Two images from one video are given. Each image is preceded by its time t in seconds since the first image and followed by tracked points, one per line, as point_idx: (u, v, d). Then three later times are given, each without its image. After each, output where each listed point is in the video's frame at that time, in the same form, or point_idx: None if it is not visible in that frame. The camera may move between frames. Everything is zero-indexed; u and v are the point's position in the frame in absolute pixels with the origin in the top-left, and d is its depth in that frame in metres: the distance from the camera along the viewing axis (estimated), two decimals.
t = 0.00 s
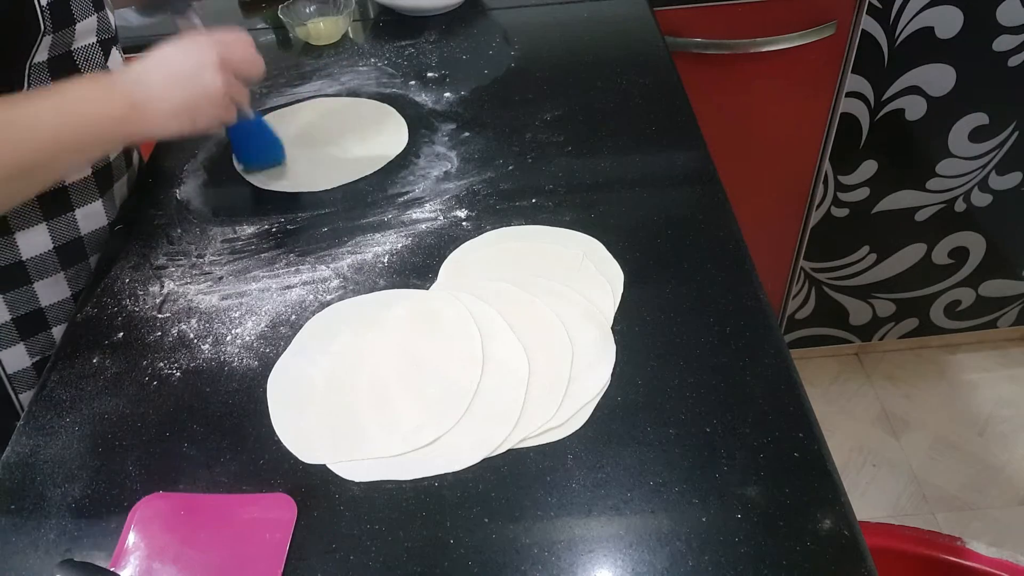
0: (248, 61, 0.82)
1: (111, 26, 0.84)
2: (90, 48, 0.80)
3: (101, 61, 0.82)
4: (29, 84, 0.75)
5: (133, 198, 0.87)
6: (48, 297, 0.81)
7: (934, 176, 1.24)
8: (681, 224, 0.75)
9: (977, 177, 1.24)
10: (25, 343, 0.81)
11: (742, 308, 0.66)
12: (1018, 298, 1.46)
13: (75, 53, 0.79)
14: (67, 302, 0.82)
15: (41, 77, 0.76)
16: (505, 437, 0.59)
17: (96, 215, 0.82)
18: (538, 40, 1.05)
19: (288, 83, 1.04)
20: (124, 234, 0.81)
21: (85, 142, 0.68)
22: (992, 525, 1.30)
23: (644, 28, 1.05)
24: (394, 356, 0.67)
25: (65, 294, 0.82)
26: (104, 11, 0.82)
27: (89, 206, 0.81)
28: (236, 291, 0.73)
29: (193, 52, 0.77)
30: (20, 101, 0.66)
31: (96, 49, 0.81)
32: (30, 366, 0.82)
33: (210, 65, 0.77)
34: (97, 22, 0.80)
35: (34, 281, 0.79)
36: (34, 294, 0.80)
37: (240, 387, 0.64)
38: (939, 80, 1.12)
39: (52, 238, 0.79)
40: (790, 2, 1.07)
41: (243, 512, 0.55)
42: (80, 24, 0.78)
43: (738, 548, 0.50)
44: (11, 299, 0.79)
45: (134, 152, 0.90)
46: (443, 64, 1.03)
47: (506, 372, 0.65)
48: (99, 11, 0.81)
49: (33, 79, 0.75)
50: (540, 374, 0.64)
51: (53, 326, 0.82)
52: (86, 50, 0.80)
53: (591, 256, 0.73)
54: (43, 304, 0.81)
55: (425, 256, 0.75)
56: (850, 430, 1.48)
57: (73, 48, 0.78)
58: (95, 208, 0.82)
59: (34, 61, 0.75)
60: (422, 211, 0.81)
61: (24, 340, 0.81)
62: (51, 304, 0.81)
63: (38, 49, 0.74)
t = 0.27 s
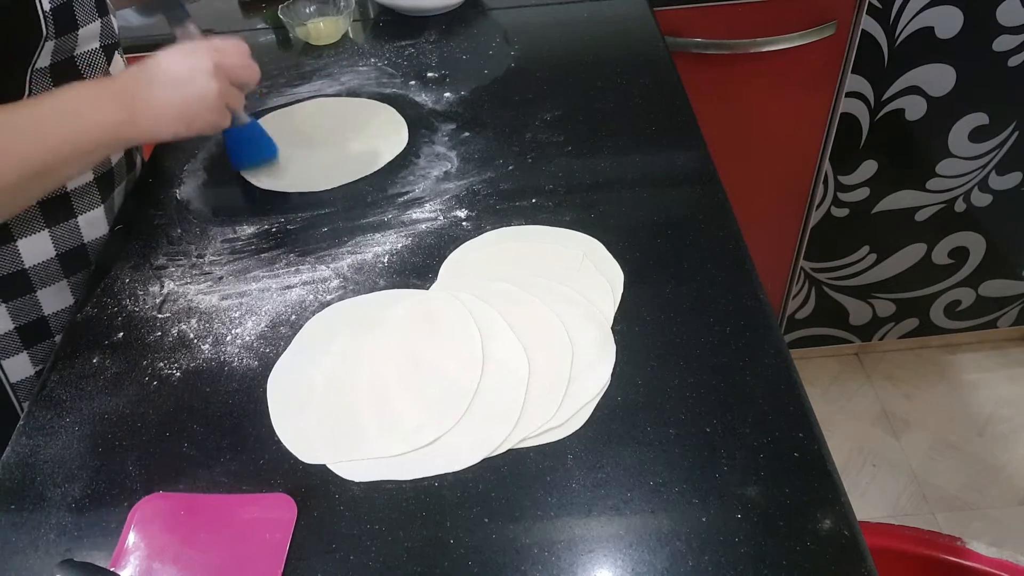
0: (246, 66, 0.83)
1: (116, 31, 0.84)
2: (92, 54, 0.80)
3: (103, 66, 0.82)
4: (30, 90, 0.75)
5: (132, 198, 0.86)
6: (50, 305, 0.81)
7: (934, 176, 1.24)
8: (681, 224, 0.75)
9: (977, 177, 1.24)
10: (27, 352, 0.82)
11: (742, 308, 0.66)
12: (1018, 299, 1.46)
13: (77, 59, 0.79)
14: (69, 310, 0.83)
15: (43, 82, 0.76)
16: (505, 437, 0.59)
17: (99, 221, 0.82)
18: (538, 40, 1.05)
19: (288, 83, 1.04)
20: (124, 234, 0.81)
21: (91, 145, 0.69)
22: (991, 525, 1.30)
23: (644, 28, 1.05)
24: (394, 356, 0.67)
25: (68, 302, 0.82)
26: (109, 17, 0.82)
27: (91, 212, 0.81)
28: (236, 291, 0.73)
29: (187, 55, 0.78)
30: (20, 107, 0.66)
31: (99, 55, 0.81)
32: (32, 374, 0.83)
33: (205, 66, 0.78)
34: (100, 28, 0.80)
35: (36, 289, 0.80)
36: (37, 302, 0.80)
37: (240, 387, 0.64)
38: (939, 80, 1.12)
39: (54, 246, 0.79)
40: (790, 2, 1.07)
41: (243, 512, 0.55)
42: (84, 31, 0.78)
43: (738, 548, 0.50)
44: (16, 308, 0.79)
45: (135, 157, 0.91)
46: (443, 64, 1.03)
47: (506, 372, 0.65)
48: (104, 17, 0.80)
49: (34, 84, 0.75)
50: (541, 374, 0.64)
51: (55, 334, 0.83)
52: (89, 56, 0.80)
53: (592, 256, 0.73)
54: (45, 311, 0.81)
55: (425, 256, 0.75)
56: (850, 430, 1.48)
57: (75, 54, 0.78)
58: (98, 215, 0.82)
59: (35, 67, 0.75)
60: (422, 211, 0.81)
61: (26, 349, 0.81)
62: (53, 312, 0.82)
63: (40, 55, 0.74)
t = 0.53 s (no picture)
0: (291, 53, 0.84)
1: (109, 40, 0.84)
2: (85, 63, 0.80)
3: (96, 75, 0.82)
4: (21, 100, 0.75)
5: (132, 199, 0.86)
6: (45, 316, 0.80)
7: (934, 176, 1.24)
8: (681, 224, 0.75)
9: (977, 176, 1.24)
10: (24, 363, 0.80)
11: (742, 308, 0.66)
12: (1018, 298, 1.46)
13: (70, 68, 0.79)
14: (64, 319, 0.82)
15: (34, 93, 0.76)
16: (505, 437, 0.59)
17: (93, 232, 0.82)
18: (539, 40, 1.05)
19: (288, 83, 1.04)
20: (124, 234, 0.81)
21: (174, 143, 0.67)
22: (991, 525, 1.30)
23: (644, 28, 1.05)
24: (394, 355, 0.67)
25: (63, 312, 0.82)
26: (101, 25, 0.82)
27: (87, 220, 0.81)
28: (236, 291, 0.73)
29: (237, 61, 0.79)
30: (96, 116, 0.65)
31: (92, 64, 0.81)
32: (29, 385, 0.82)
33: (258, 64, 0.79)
34: (93, 37, 0.80)
35: (31, 300, 0.79)
36: (33, 313, 0.79)
37: (240, 387, 0.64)
38: (939, 80, 1.12)
39: (48, 258, 0.79)
40: (789, 3, 1.07)
41: (243, 512, 0.55)
42: (76, 40, 0.78)
43: (738, 548, 0.50)
44: (13, 319, 0.78)
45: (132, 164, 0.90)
46: (443, 64, 1.03)
47: (506, 372, 0.65)
48: (96, 26, 0.81)
49: (25, 95, 0.75)
50: (540, 373, 0.64)
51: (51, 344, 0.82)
52: (82, 65, 0.80)
53: (591, 256, 0.73)
54: (42, 322, 0.80)
55: (425, 256, 0.75)
56: (850, 430, 1.48)
57: (68, 64, 0.78)
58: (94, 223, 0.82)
59: (26, 78, 0.75)
60: (422, 211, 0.81)
61: (23, 360, 0.80)
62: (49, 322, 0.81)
63: (31, 66, 0.74)
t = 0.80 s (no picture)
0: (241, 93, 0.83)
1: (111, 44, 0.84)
2: (91, 69, 0.80)
3: (101, 80, 0.82)
4: (32, 107, 0.74)
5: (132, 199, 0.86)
6: (51, 322, 0.79)
7: (934, 176, 1.24)
8: (681, 224, 0.75)
9: (977, 176, 1.24)
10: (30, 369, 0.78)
11: (742, 309, 0.66)
12: (1018, 298, 1.46)
13: (78, 75, 0.78)
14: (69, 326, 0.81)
15: (44, 99, 0.76)
16: (505, 437, 0.59)
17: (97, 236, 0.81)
18: (538, 40, 1.05)
19: (288, 83, 1.04)
20: (124, 234, 0.81)
21: (115, 186, 0.65)
22: (992, 525, 1.30)
23: (644, 28, 1.05)
24: (394, 355, 0.67)
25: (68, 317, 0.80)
26: (105, 30, 0.82)
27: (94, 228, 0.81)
28: (236, 291, 0.73)
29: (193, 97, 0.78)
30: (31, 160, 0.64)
31: (98, 69, 0.81)
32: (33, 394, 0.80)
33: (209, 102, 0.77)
34: (99, 42, 0.80)
35: (40, 307, 0.77)
36: (40, 321, 0.78)
37: (240, 387, 0.64)
38: (939, 80, 1.12)
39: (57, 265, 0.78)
40: (789, 3, 1.07)
41: (243, 512, 0.55)
42: (83, 45, 0.78)
43: (738, 548, 0.50)
44: (19, 325, 0.77)
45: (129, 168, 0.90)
46: (443, 64, 1.03)
47: (506, 372, 0.65)
48: (102, 31, 0.81)
49: (36, 101, 0.75)
50: (540, 373, 0.64)
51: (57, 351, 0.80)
52: (89, 71, 0.80)
53: (591, 256, 0.73)
54: (47, 329, 0.79)
55: (425, 256, 0.75)
56: (850, 430, 1.48)
57: (76, 69, 0.78)
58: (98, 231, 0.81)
59: (38, 84, 0.74)
60: (422, 211, 0.81)
61: (28, 368, 0.78)
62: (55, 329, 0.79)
63: (42, 72, 0.74)
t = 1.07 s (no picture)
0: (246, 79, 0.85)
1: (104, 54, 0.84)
2: (83, 79, 0.80)
3: (94, 90, 0.82)
4: (24, 118, 0.74)
5: (132, 199, 0.86)
6: (48, 333, 0.79)
7: (934, 176, 1.24)
8: (681, 225, 0.75)
9: (977, 177, 1.24)
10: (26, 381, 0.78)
11: (742, 309, 0.66)
12: (1018, 299, 1.46)
13: (69, 84, 0.79)
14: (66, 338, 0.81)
15: (36, 110, 0.76)
16: (505, 436, 0.59)
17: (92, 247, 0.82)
18: (539, 40, 1.05)
19: (288, 83, 1.04)
20: (123, 235, 0.81)
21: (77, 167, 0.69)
22: (991, 525, 1.30)
23: (644, 28, 1.05)
24: (394, 355, 0.67)
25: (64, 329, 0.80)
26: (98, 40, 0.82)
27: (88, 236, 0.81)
28: (236, 291, 0.73)
29: (190, 72, 0.81)
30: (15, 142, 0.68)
31: (90, 78, 0.81)
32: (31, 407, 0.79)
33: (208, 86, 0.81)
34: (91, 51, 0.80)
35: (35, 318, 0.78)
36: (36, 331, 0.78)
37: (240, 387, 0.64)
38: (939, 80, 1.12)
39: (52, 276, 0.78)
40: (789, 3, 1.07)
41: (243, 512, 0.55)
42: (74, 55, 0.78)
43: (738, 548, 0.50)
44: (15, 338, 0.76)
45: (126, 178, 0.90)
46: (443, 64, 1.03)
47: (506, 372, 0.65)
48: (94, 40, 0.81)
49: (27, 113, 0.75)
50: (540, 373, 0.64)
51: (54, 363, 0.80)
52: (80, 80, 0.80)
53: (591, 256, 0.73)
54: (44, 341, 0.79)
55: (425, 256, 0.75)
56: (850, 430, 1.48)
57: (67, 79, 0.78)
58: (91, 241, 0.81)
59: (29, 95, 0.74)
60: (422, 211, 0.81)
61: (25, 379, 0.78)
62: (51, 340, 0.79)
63: (34, 82, 0.74)
